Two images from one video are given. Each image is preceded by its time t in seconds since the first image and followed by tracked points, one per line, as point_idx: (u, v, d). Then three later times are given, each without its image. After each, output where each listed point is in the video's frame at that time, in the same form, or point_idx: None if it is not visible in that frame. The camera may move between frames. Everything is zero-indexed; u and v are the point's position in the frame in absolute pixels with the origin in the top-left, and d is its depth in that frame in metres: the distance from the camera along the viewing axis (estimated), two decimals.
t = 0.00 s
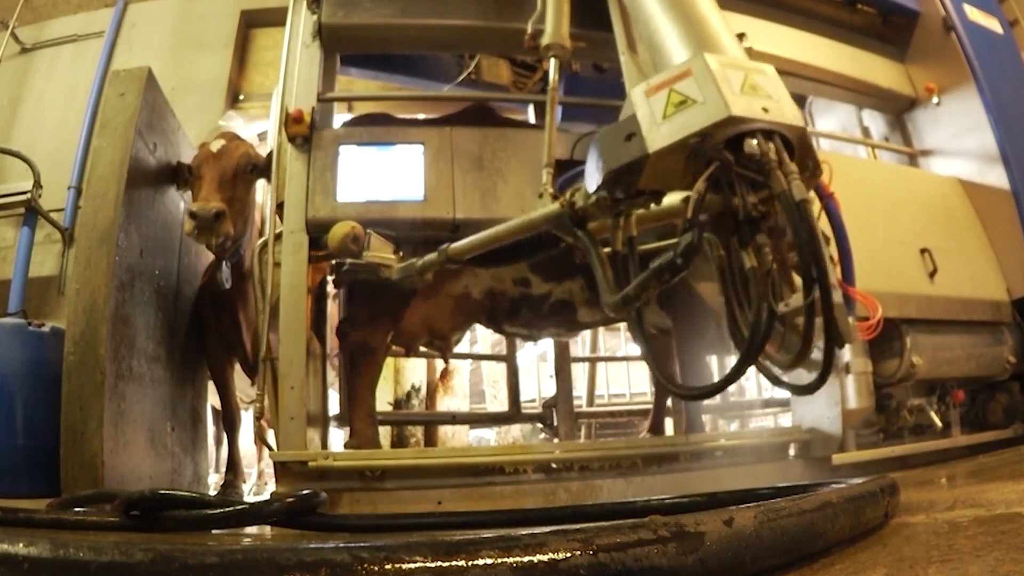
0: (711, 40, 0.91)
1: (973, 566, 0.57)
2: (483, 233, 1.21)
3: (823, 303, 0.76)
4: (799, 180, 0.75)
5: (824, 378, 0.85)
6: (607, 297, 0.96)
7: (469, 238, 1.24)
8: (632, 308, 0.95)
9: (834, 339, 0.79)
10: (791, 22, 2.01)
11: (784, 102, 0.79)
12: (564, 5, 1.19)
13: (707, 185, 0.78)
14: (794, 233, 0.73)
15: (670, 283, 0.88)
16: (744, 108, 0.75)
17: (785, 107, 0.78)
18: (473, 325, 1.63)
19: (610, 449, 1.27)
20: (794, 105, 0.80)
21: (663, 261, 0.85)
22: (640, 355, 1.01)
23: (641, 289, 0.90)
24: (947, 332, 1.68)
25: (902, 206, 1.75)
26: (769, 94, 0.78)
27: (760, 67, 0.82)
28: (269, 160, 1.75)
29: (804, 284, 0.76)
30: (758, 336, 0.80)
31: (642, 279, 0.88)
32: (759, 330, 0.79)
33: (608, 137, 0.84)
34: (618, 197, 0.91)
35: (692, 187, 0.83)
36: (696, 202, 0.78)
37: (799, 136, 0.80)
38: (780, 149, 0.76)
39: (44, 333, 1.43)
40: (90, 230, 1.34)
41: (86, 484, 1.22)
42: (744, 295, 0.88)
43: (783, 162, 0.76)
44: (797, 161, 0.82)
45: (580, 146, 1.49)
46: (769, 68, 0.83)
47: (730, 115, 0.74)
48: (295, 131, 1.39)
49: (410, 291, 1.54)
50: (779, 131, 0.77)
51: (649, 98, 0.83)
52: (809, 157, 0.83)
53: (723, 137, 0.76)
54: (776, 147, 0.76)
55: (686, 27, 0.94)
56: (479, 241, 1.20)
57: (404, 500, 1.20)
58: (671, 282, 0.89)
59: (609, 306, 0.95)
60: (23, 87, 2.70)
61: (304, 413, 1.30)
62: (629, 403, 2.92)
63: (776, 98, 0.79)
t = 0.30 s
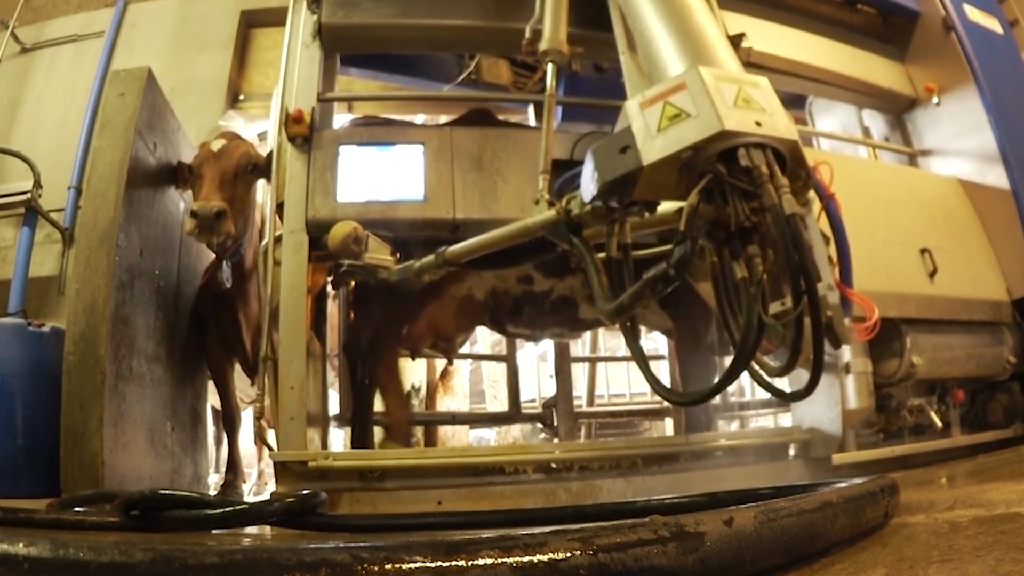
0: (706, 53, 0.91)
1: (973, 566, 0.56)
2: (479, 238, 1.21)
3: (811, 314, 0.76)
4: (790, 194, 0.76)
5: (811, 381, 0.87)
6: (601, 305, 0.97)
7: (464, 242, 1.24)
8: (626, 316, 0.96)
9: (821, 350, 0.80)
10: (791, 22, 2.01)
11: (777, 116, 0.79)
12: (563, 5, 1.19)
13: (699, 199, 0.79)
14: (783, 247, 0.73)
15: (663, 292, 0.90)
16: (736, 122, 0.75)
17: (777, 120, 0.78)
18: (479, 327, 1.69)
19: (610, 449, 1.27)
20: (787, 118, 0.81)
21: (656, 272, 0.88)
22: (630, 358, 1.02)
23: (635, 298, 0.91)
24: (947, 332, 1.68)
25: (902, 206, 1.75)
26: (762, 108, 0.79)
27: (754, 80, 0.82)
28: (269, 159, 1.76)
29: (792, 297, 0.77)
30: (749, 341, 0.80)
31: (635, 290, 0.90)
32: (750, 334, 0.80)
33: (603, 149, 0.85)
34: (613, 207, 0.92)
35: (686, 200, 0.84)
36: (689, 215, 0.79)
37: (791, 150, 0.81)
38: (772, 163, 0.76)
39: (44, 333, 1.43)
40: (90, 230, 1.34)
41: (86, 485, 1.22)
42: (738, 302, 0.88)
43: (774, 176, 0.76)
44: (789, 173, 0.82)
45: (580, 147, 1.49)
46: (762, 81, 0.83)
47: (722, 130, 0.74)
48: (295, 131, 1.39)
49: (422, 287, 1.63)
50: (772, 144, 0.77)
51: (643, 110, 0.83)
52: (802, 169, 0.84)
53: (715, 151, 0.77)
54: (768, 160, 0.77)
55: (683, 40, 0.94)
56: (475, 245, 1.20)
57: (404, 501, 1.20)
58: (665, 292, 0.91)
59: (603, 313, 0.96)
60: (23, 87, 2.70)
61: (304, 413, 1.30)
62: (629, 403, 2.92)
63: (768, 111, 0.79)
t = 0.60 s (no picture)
0: (703, 61, 0.91)
1: (973, 566, 0.57)
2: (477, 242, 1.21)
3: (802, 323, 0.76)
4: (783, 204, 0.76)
5: (805, 389, 0.86)
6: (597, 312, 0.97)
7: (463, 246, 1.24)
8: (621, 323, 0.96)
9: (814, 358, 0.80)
10: (791, 22, 2.01)
11: (772, 125, 0.79)
12: (563, 6, 1.19)
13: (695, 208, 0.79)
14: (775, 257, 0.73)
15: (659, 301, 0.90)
16: (731, 133, 0.75)
17: (773, 130, 0.78)
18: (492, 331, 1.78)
19: (610, 449, 1.27)
20: (782, 127, 0.80)
21: (652, 281, 0.88)
22: (628, 364, 1.02)
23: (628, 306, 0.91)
24: (947, 332, 1.68)
25: (902, 207, 1.75)
26: (757, 118, 0.78)
27: (750, 89, 0.82)
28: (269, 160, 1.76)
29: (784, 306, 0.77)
30: (740, 351, 0.81)
31: (629, 299, 0.90)
32: (741, 343, 0.80)
33: (599, 157, 0.85)
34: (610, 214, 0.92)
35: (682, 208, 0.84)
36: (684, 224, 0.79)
37: (785, 159, 0.81)
38: (766, 173, 0.76)
39: (44, 333, 1.43)
40: (90, 230, 1.34)
41: (86, 485, 1.22)
42: (730, 307, 0.86)
43: (768, 185, 0.76)
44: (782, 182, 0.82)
45: (580, 147, 1.49)
46: (758, 90, 0.83)
47: (717, 140, 0.74)
48: (295, 131, 1.39)
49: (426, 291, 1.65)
50: (767, 154, 0.77)
51: (640, 119, 0.83)
52: (795, 177, 0.84)
53: (710, 161, 0.77)
54: (761, 170, 0.77)
55: (680, 48, 0.94)
56: (474, 248, 1.20)
57: (404, 500, 1.20)
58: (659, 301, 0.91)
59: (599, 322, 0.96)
60: (23, 87, 2.70)
61: (304, 414, 1.30)
62: (629, 403, 2.92)
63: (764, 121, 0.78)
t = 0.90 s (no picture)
0: (706, 54, 0.91)
1: (973, 566, 0.57)
2: (479, 237, 1.21)
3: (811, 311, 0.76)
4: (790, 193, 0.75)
5: (814, 382, 0.86)
6: (603, 307, 0.96)
7: (462, 244, 1.24)
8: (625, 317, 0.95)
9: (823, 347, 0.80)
10: (791, 22, 2.01)
11: (779, 115, 0.79)
12: (563, 6, 1.19)
13: (700, 198, 0.79)
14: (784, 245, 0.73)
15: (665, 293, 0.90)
16: (737, 122, 0.75)
17: (778, 120, 0.78)
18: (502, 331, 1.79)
19: (610, 449, 1.27)
20: (788, 118, 0.81)
21: (658, 272, 0.88)
22: (633, 360, 1.02)
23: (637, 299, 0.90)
24: (947, 332, 1.69)
25: (903, 208, 1.75)
26: (763, 107, 0.79)
27: (755, 79, 0.83)
28: (269, 160, 1.76)
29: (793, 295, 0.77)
30: (749, 343, 0.80)
31: (635, 291, 0.89)
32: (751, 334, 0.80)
33: (603, 148, 0.84)
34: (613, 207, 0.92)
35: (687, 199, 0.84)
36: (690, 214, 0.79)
37: (792, 149, 0.81)
38: (773, 162, 0.76)
39: (44, 333, 1.43)
40: (90, 230, 1.33)
41: (86, 485, 1.22)
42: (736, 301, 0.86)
43: (775, 174, 0.76)
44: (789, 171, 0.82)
45: (580, 147, 1.49)
46: (762, 80, 0.83)
47: (723, 129, 0.74)
48: (295, 131, 1.39)
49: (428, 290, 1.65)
50: (773, 143, 0.77)
51: (644, 109, 0.83)
52: (800, 168, 0.84)
53: (716, 151, 0.77)
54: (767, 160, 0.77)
55: (682, 40, 0.94)
56: (476, 245, 1.20)
57: (404, 501, 1.20)
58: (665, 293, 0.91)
59: (604, 315, 0.95)
60: (23, 87, 2.70)
61: (304, 414, 1.30)
62: (629, 403, 2.92)
63: (770, 111, 0.79)
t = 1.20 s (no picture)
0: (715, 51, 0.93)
1: (972, 566, 0.57)
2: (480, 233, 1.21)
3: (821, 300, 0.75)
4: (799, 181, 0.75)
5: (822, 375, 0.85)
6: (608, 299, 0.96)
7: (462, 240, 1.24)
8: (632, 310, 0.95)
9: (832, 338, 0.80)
10: (791, 22, 2.01)
11: (785, 103, 0.80)
12: (563, 7, 1.19)
13: (707, 186, 0.79)
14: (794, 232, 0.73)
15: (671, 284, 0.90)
16: (743, 108, 0.75)
17: (785, 107, 0.79)
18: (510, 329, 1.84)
19: (610, 449, 1.27)
20: (794, 106, 0.81)
21: (664, 262, 0.88)
22: (639, 356, 1.01)
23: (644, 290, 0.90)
24: (947, 332, 1.69)
25: (903, 207, 1.76)
26: (769, 95, 0.79)
27: (760, 68, 0.83)
28: (269, 159, 1.76)
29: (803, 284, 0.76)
30: (758, 335, 0.79)
31: (641, 281, 0.89)
32: (760, 322, 0.79)
33: (609, 138, 0.85)
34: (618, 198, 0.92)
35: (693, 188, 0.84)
36: (696, 202, 0.79)
37: (799, 137, 0.81)
38: (780, 149, 0.76)
39: (44, 333, 1.43)
40: (90, 230, 1.33)
41: (86, 484, 1.22)
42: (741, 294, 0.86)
43: (782, 162, 0.76)
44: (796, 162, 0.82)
45: (580, 146, 1.49)
46: (768, 69, 0.83)
47: (730, 115, 0.74)
48: (295, 131, 1.39)
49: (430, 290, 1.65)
50: (780, 132, 0.78)
51: (649, 98, 0.83)
52: (808, 159, 0.84)
53: (722, 138, 0.77)
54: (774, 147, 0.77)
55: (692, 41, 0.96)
56: (478, 240, 1.20)
57: (403, 501, 1.20)
58: (671, 285, 0.91)
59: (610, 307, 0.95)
60: (23, 87, 2.70)
61: (304, 414, 1.30)
62: (629, 403, 2.92)
63: (775, 99, 0.79)
